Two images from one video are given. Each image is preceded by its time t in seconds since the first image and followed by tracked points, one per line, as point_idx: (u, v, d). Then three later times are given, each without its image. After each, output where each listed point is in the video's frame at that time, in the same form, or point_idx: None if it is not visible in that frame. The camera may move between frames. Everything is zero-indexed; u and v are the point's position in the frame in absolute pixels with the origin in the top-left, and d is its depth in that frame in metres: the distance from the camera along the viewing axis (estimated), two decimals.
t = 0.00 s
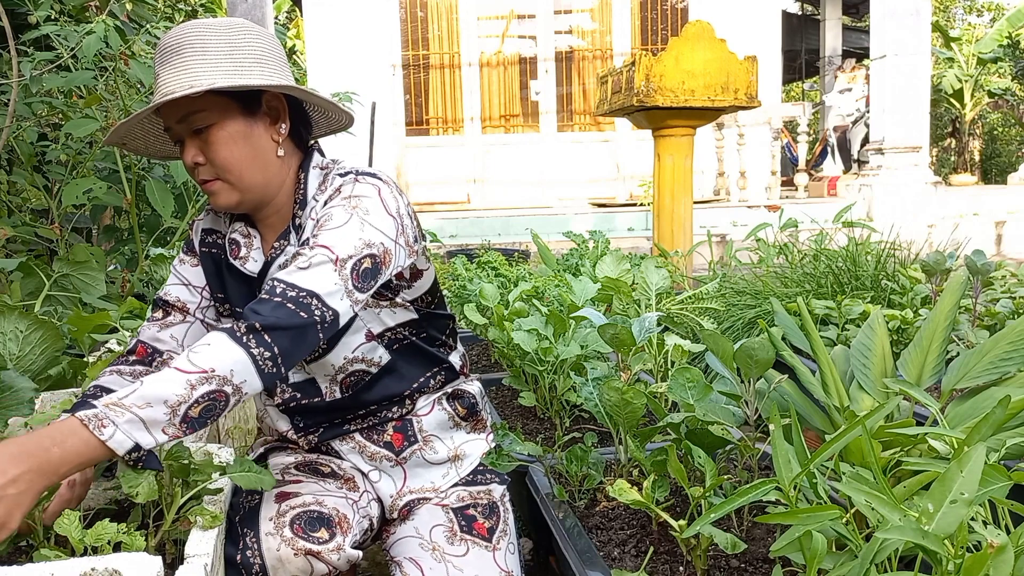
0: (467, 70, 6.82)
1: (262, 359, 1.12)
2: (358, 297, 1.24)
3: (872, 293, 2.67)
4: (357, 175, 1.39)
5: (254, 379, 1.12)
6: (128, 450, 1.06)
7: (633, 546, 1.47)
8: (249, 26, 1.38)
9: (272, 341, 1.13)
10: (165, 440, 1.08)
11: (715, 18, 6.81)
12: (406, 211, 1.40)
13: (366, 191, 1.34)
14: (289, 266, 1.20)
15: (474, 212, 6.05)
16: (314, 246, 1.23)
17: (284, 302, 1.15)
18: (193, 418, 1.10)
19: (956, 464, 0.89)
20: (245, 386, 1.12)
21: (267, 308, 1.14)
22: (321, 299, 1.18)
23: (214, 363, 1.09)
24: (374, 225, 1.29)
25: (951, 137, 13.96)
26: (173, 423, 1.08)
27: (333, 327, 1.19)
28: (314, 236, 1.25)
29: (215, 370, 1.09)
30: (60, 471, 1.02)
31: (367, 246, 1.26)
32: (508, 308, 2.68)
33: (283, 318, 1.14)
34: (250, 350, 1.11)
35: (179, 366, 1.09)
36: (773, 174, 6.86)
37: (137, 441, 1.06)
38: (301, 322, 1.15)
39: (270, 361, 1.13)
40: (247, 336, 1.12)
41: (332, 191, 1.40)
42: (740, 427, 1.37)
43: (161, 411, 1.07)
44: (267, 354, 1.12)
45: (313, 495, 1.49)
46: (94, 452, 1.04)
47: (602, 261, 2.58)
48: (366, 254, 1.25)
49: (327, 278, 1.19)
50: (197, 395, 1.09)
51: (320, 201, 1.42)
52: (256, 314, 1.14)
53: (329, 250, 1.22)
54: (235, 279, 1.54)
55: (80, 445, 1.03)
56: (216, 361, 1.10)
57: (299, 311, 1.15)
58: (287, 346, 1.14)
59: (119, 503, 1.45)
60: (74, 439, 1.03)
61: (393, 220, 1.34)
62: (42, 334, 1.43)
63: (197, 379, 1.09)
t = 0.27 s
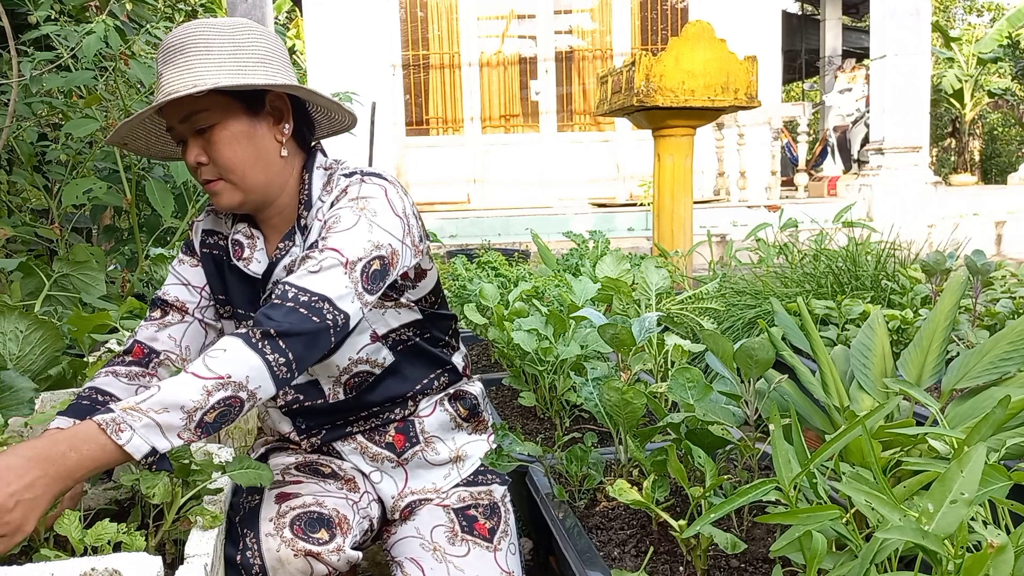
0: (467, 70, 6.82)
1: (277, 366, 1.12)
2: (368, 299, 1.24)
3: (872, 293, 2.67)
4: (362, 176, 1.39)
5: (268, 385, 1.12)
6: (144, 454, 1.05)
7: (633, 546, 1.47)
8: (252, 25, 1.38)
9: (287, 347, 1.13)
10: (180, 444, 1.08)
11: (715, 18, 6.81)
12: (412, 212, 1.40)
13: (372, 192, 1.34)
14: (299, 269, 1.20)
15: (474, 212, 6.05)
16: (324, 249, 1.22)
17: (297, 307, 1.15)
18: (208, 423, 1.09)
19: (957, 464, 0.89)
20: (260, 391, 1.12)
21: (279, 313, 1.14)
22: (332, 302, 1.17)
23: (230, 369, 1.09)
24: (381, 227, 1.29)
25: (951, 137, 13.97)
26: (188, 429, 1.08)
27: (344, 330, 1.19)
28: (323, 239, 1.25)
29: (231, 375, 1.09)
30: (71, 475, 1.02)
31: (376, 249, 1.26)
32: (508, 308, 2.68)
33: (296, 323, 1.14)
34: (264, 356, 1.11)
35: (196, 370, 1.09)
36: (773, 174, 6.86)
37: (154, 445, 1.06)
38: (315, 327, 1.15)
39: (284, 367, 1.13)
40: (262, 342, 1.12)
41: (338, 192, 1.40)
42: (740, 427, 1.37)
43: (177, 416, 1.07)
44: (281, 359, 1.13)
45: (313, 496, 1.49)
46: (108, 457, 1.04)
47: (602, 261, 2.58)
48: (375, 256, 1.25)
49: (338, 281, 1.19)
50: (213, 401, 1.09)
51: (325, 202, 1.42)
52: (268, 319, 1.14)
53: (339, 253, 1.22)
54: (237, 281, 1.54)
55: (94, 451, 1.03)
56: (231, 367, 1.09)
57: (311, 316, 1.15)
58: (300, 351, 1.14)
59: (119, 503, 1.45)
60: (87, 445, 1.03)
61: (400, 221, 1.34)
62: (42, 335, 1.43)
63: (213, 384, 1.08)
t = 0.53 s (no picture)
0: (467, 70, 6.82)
1: (278, 365, 1.12)
2: (368, 300, 1.24)
3: (872, 293, 2.67)
4: (362, 175, 1.39)
5: (267, 384, 1.12)
6: (138, 444, 1.06)
7: (633, 546, 1.47)
8: (250, 24, 1.37)
9: (288, 347, 1.13)
10: (176, 437, 1.08)
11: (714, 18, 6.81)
12: (412, 212, 1.40)
13: (373, 193, 1.34)
14: (301, 269, 1.20)
15: (474, 211, 6.05)
16: (325, 249, 1.22)
17: (300, 307, 1.15)
18: (205, 418, 1.09)
19: (956, 464, 0.89)
20: (260, 390, 1.12)
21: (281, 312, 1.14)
22: (334, 303, 1.17)
23: (231, 365, 1.09)
24: (382, 228, 1.29)
25: (951, 137, 13.97)
26: (186, 422, 1.08)
27: (346, 331, 1.19)
28: (324, 240, 1.25)
29: (232, 372, 1.09)
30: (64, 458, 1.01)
31: (376, 249, 1.26)
32: (508, 308, 2.68)
33: (298, 323, 1.14)
34: (265, 354, 1.11)
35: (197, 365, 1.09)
36: (773, 174, 6.86)
37: (149, 436, 1.06)
38: (317, 328, 1.15)
39: (285, 367, 1.13)
40: (263, 340, 1.12)
41: (337, 191, 1.40)
42: (740, 427, 1.37)
43: (175, 409, 1.07)
44: (282, 359, 1.13)
45: (313, 497, 1.49)
46: (103, 443, 1.03)
47: (602, 261, 2.58)
48: (375, 257, 1.26)
49: (339, 282, 1.19)
50: (211, 396, 1.08)
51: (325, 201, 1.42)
52: (269, 319, 1.14)
53: (340, 254, 1.22)
54: (236, 284, 1.55)
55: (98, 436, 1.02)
56: (233, 363, 1.10)
57: (313, 317, 1.15)
58: (302, 352, 1.14)
59: (118, 503, 1.45)
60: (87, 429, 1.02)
61: (399, 221, 1.34)
62: (42, 334, 1.43)
63: (214, 379, 1.09)
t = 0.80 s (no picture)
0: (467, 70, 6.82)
1: (241, 344, 1.12)
2: (348, 290, 1.23)
3: (872, 293, 2.67)
4: (352, 172, 1.40)
5: (231, 361, 1.11)
6: (91, 418, 1.07)
7: (633, 546, 1.47)
8: (244, 26, 1.37)
9: (253, 327, 1.12)
10: (132, 414, 1.08)
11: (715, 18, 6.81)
12: (402, 209, 1.40)
13: (361, 188, 1.34)
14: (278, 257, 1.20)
15: (474, 211, 6.06)
16: (305, 239, 1.23)
17: (270, 289, 1.15)
18: (164, 395, 1.09)
19: (956, 464, 0.89)
20: (222, 367, 1.11)
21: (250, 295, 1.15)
22: (307, 289, 1.17)
23: (189, 342, 1.09)
24: (367, 221, 1.28)
25: (951, 137, 13.97)
26: (142, 398, 1.08)
27: (322, 319, 1.19)
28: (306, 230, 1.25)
29: (189, 349, 1.09)
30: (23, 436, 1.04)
31: (359, 240, 1.26)
32: (508, 308, 2.68)
33: (264, 303, 1.13)
34: (227, 333, 1.11)
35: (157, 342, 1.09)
36: (773, 174, 6.86)
37: (102, 411, 1.07)
38: (285, 310, 1.15)
39: (250, 346, 1.12)
40: (226, 320, 1.12)
41: (328, 188, 1.41)
42: (740, 428, 1.37)
43: (129, 384, 1.08)
44: (247, 338, 1.12)
45: (314, 497, 1.49)
46: (54, 418, 1.05)
47: (602, 261, 2.58)
48: (357, 248, 1.25)
49: (315, 269, 1.19)
50: (168, 371, 1.08)
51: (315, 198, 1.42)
52: (239, 301, 1.14)
53: (319, 242, 1.22)
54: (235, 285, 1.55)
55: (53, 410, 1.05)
56: (191, 340, 1.09)
57: (283, 300, 1.15)
58: (269, 333, 1.13)
59: (119, 503, 1.45)
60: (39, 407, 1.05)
61: (387, 216, 1.33)
62: (42, 334, 1.43)
63: (170, 356, 1.08)
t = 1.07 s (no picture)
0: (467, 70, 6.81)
1: (215, 328, 1.13)
2: (331, 281, 1.24)
3: (872, 293, 2.67)
4: (345, 169, 1.40)
5: (205, 347, 1.13)
6: (62, 406, 1.09)
7: (633, 546, 1.47)
8: (242, 26, 1.37)
9: (228, 312, 1.14)
10: (105, 401, 1.10)
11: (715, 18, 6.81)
12: (395, 205, 1.40)
13: (352, 183, 1.35)
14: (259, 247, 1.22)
15: (474, 211, 6.06)
16: (290, 230, 1.24)
17: (249, 276, 1.17)
18: (138, 381, 1.11)
19: (956, 464, 0.89)
20: (196, 353, 1.13)
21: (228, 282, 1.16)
22: (287, 277, 1.19)
23: (159, 327, 1.11)
24: (354, 215, 1.29)
25: (951, 137, 13.97)
26: (115, 384, 1.10)
27: (303, 308, 1.20)
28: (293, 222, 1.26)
29: (159, 333, 1.11)
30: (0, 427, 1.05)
31: (344, 233, 1.27)
32: (508, 308, 2.68)
33: (240, 290, 1.15)
34: (201, 318, 1.13)
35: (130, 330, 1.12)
36: (773, 174, 6.86)
37: (74, 398, 1.09)
38: (262, 297, 1.16)
39: (224, 331, 1.14)
40: (200, 305, 1.14)
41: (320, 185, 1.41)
42: (740, 427, 1.37)
43: (101, 370, 1.09)
44: (220, 323, 1.13)
45: (313, 497, 1.49)
46: (25, 407, 1.06)
47: (602, 261, 2.58)
48: (342, 240, 1.26)
49: (296, 258, 1.20)
50: (139, 356, 1.10)
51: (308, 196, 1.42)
52: (217, 288, 1.16)
53: (304, 234, 1.23)
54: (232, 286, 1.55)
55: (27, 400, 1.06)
56: (161, 325, 1.11)
57: (261, 288, 1.16)
58: (245, 317, 1.15)
59: (118, 503, 1.45)
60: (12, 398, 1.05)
61: (377, 212, 1.34)
62: (42, 334, 1.43)
63: (140, 341, 1.11)
